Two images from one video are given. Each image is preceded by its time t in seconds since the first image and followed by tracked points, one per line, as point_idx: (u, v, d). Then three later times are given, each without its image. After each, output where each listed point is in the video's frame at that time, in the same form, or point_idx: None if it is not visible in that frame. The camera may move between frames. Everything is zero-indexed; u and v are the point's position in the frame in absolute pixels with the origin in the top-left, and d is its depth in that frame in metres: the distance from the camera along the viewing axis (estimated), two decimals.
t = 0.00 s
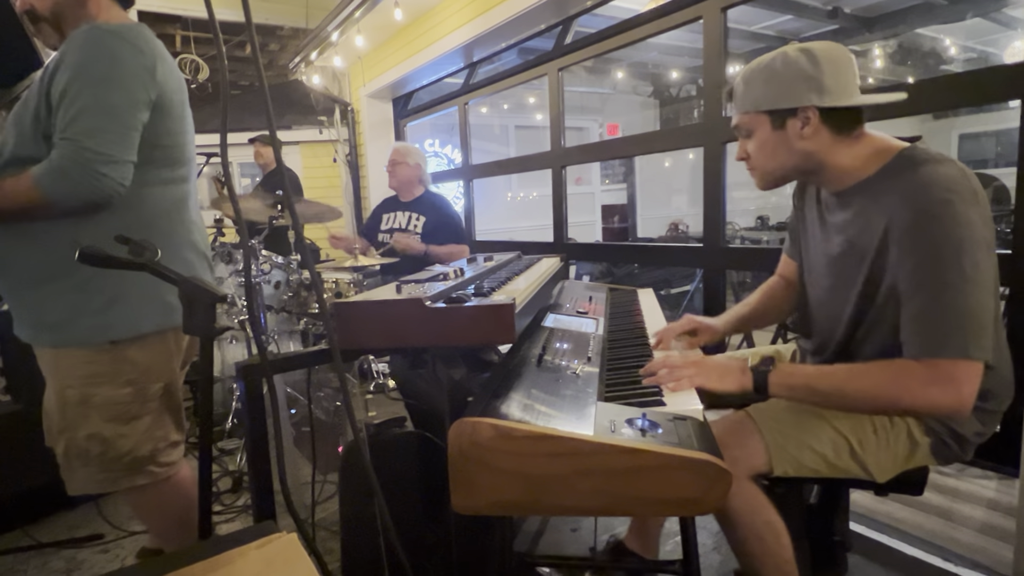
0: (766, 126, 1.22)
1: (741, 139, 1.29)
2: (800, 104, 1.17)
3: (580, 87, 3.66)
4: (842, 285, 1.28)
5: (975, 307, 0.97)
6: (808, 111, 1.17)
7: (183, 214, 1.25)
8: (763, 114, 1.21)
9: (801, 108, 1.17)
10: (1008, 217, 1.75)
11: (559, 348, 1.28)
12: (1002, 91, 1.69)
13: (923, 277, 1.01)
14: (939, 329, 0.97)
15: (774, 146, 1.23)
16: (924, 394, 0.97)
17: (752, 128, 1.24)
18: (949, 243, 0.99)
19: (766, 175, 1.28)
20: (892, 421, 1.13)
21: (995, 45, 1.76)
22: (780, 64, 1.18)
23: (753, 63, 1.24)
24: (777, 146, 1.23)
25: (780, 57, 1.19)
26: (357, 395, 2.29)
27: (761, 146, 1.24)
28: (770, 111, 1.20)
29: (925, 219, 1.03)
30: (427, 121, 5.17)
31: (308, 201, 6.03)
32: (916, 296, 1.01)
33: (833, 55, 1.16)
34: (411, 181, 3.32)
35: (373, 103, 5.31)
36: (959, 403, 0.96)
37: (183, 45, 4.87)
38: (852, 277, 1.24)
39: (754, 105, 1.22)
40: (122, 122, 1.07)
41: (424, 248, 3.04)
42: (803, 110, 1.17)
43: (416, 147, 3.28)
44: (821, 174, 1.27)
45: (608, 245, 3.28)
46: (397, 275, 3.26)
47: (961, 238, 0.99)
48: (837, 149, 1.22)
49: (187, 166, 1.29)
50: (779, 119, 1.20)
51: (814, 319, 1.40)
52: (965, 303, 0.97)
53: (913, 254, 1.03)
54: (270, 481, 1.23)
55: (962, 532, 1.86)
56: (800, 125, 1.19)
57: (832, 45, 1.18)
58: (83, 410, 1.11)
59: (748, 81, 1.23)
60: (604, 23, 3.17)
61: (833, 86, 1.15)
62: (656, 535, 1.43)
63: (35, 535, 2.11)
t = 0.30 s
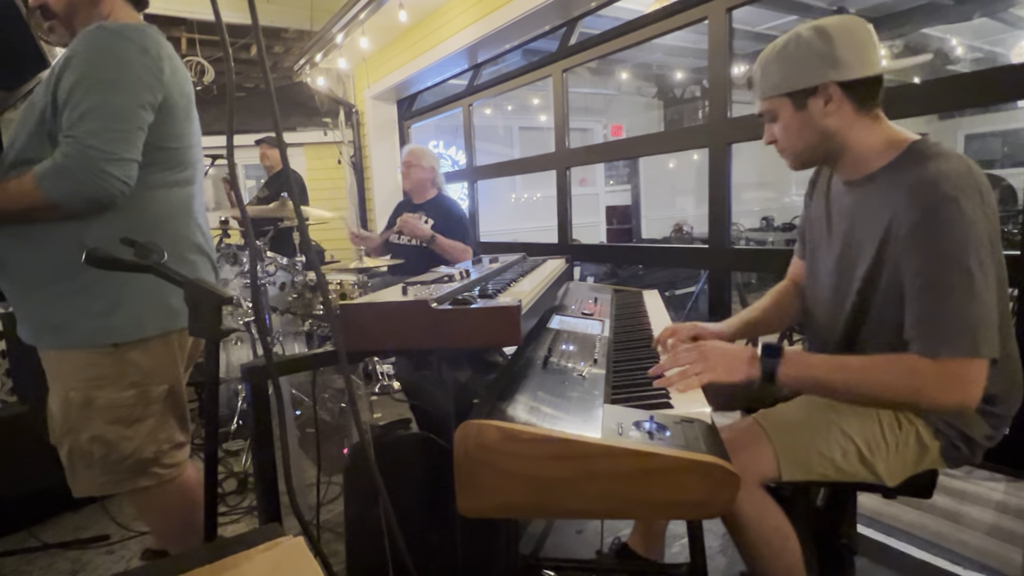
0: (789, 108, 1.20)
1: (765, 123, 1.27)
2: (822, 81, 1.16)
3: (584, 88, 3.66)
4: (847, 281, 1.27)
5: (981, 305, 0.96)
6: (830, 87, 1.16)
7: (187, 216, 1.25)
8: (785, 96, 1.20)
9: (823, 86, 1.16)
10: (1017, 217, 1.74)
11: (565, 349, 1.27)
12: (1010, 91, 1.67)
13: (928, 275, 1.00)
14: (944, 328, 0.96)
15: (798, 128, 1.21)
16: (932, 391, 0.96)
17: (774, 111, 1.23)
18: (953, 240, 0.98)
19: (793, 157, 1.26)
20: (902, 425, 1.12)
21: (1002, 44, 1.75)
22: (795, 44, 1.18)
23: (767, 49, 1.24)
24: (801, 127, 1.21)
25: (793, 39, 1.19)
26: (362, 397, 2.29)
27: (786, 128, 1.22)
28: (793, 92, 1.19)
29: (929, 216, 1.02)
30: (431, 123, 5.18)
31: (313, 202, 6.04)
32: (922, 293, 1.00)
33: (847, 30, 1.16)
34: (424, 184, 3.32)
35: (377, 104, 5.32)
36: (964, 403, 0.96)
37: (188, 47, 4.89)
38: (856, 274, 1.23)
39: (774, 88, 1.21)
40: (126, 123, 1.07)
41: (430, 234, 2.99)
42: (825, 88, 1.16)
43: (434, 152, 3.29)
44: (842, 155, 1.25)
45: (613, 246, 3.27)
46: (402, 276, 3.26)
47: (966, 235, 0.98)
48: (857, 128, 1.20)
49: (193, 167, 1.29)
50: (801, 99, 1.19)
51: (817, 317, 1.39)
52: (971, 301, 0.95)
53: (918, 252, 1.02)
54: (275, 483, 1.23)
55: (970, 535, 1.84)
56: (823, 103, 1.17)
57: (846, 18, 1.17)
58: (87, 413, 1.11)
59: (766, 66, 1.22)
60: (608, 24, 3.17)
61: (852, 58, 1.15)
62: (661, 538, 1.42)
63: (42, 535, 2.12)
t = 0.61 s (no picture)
0: (792, 110, 1.20)
1: (769, 123, 1.27)
2: (827, 86, 1.15)
3: (590, 89, 3.64)
4: (864, 281, 1.25)
5: (1001, 312, 0.94)
6: (834, 92, 1.15)
7: (190, 221, 1.23)
8: (788, 98, 1.20)
9: (827, 90, 1.15)
10: None
11: (572, 352, 1.26)
12: None
13: (946, 280, 0.98)
14: (959, 334, 0.95)
15: (801, 129, 1.21)
16: (947, 399, 0.96)
17: (778, 112, 1.23)
18: (974, 244, 0.97)
19: (794, 159, 1.26)
20: (918, 432, 1.10)
21: (1014, 43, 1.73)
22: (804, 46, 1.17)
23: (778, 48, 1.23)
24: (803, 129, 1.21)
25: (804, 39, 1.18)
26: (369, 399, 2.28)
27: (787, 129, 1.23)
28: (796, 95, 1.19)
29: (949, 220, 1.00)
30: (437, 124, 5.18)
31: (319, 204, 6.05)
32: (939, 299, 0.99)
33: (858, 35, 1.14)
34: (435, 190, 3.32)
35: (383, 106, 5.33)
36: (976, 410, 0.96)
37: (196, 50, 4.92)
38: (873, 274, 1.22)
39: (779, 89, 1.21)
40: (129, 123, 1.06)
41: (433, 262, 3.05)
42: (829, 92, 1.15)
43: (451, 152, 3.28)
44: (848, 158, 1.24)
45: (619, 247, 3.26)
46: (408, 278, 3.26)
47: (986, 240, 0.96)
48: (863, 133, 1.20)
49: (198, 172, 1.28)
50: (805, 102, 1.18)
51: (836, 314, 1.37)
52: (989, 308, 0.94)
53: (935, 255, 1.00)
54: (279, 487, 1.22)
55: (983, 541, 1.82)
56: (826, 107, 1.17)
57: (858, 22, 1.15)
58: (89, 417, 1.11)
59: (773, 66, 1.22)
60: (615, 24, 3.16)
61: (858, 64, 1.13)
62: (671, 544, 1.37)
63: (49, 537, 2.12)
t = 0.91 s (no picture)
0: (823, 92, 1.18)
1: (794, 105, 1.25)
2: (864, 73, 1.13)
3: (598, 92, 3.63)
4: (877, 279, 1.23)
5: (1021, 316, 0.92)
6: (870, 80, 1.13)
7: (198, 229, 1.23)
8: (821, 79, 1.17)
9: (863, 76, 1.13)
10: None
11: (582, 360, 1.25)
12: None
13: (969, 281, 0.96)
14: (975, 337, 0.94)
15: (830, 112, 1.18)
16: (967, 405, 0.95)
17: (808, 92, 1.20)
18: (996, 246, 0.94)
19: (813, 145, 1.24)
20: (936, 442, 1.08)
21: None
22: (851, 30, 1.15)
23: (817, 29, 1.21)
24: (832, 114, 1.18)
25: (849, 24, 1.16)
26: (376, 405, 2.27)
27: (814, 113, 1.20)
28: (830, 77, 1.17)
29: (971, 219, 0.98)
30: (445, 128, 5.19)
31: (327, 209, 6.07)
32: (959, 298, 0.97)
33: (904, 29, 1.13)
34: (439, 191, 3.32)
35: (391, 110, 5.34)
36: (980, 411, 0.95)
37: (205, 56, 4.95)
38: (886, 270, 1.20)
39: (813, 69, 1.18)
40: (139, 131, 1.07)
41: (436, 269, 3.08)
42: (866, 79, 1.13)
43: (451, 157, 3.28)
44: (871, 152, 1.22)
45: (628, 251, 3.24)
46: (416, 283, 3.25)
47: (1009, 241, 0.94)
48: (890, 129, 1.18)
49: (209, 180, 1.28)
50: (839, 85, 1.16)
51: (847, 312, 1.35)
52: (1007, 312, 0.93)
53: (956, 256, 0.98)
54: (283, 495, 1.21)
55: (1001, 550, 1.78)
56: (859, 95, 1.15)
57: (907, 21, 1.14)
58: (91, 424, 1.11)
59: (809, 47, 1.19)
60: (623, 28, 3.15)
61: (901, 58, 1.12)
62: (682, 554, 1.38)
63: (57, 543, 2.13)
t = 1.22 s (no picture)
0: (857, 76, 1.19)
1: (822, 95, 1.26)
2: (900, 50, 1.15)
3: (602, 96, 3.61)
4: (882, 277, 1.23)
5: None
6: (905, 57, 1.15)
7: (204, 234, 1.24)
8: (855, 63, 1.19)
9: (898, 55, 1.15)
10: None
11: (587, 367, 1.24)
12: None
13: (973, 282, 0.97)
14: (987, 339, 0.95)
15: (861, 97, 1.20)
16: (977, 404, 0.96)
17: (839, 79, 1.21)
18: (997, 244, 0.95)
19: (849, 130, 1.24)
20: (952, 455, 1.07)
21: None
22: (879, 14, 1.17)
23: (838, 18, 1.23)
24: (866, 97, 1.19)
25: (875, 7, 1.18)
26: (381, 412, 2.26)
27: (848, 98, 1.21)
28: (863, 59, 1.18)
29: (971, 219, 0.99)
30: (449, 133, 5.20)
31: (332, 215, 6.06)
32: (967, 299, 0.97)
33: (928, 8, 1.17)
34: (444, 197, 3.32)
35: (394, 115, 5.35)
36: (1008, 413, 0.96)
37: (210, 63, 4.97)
38: (890, 266, 1.20)
39: (844, 53, 1.19)
40: (154, 136, 1.09)
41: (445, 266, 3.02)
42: (900, 57, 1.15)
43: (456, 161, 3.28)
44: (893, 141, 1.23)
45: (632, 257, 3.23)
46: (419, 288, 3.25)
47: (1009, 242, 0.94)
48: (917, 112, 1.19)
49: (213, 186, 1.29)
50: (872, 67, 1.17)
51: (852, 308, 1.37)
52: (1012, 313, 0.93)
53: (961, 258, 0.99)
54: (287, 502, 1.21)
55: (1012, 559, 1.76)
56: (894, 74, 1.16)
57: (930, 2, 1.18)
58: (92, 431, 1.10)
59: (837, 34, 1.21)
60: (628, 32, 3.15)
61: (932, 35, 1.15)
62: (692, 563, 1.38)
63: (61, 551, 2.12)
